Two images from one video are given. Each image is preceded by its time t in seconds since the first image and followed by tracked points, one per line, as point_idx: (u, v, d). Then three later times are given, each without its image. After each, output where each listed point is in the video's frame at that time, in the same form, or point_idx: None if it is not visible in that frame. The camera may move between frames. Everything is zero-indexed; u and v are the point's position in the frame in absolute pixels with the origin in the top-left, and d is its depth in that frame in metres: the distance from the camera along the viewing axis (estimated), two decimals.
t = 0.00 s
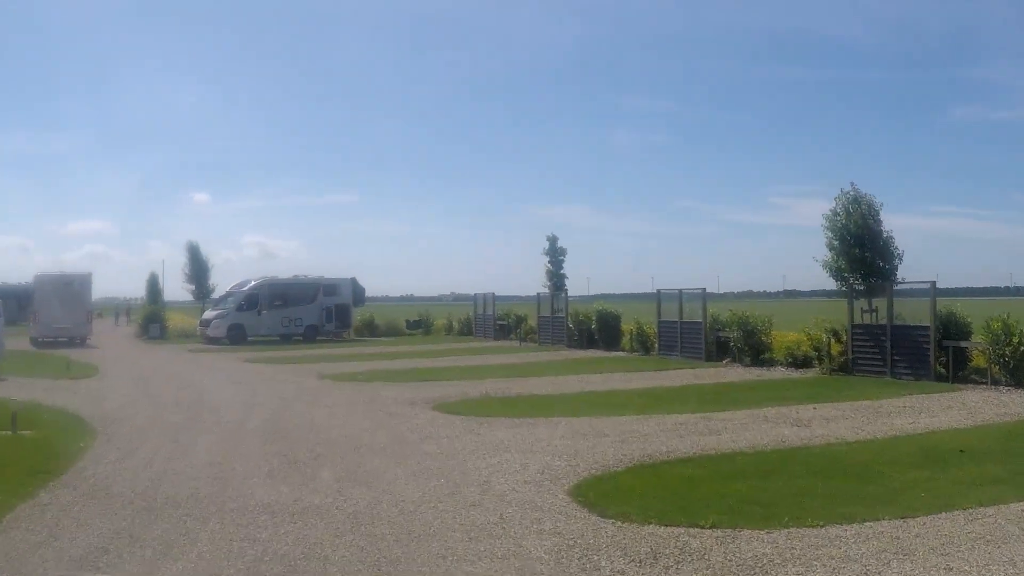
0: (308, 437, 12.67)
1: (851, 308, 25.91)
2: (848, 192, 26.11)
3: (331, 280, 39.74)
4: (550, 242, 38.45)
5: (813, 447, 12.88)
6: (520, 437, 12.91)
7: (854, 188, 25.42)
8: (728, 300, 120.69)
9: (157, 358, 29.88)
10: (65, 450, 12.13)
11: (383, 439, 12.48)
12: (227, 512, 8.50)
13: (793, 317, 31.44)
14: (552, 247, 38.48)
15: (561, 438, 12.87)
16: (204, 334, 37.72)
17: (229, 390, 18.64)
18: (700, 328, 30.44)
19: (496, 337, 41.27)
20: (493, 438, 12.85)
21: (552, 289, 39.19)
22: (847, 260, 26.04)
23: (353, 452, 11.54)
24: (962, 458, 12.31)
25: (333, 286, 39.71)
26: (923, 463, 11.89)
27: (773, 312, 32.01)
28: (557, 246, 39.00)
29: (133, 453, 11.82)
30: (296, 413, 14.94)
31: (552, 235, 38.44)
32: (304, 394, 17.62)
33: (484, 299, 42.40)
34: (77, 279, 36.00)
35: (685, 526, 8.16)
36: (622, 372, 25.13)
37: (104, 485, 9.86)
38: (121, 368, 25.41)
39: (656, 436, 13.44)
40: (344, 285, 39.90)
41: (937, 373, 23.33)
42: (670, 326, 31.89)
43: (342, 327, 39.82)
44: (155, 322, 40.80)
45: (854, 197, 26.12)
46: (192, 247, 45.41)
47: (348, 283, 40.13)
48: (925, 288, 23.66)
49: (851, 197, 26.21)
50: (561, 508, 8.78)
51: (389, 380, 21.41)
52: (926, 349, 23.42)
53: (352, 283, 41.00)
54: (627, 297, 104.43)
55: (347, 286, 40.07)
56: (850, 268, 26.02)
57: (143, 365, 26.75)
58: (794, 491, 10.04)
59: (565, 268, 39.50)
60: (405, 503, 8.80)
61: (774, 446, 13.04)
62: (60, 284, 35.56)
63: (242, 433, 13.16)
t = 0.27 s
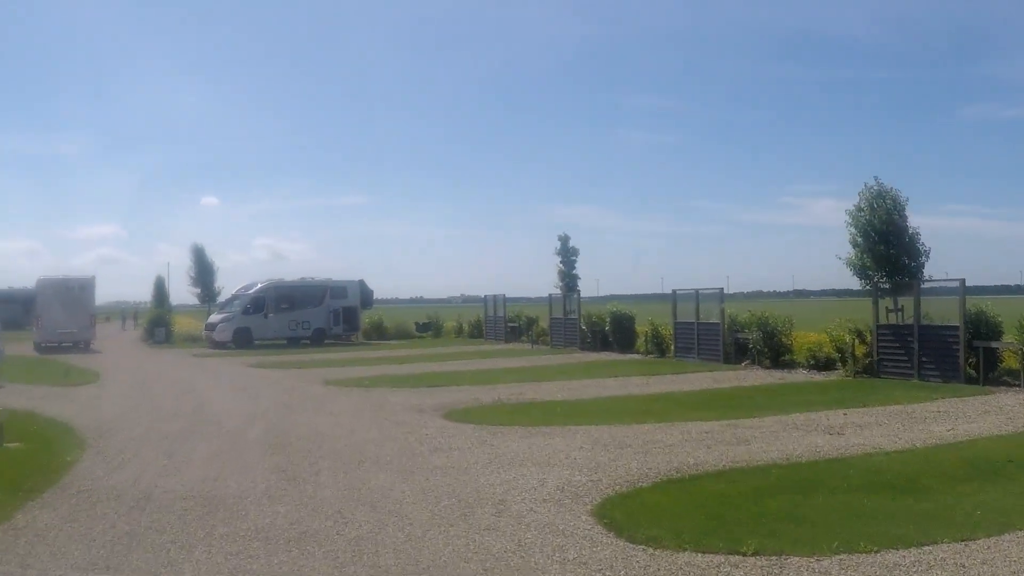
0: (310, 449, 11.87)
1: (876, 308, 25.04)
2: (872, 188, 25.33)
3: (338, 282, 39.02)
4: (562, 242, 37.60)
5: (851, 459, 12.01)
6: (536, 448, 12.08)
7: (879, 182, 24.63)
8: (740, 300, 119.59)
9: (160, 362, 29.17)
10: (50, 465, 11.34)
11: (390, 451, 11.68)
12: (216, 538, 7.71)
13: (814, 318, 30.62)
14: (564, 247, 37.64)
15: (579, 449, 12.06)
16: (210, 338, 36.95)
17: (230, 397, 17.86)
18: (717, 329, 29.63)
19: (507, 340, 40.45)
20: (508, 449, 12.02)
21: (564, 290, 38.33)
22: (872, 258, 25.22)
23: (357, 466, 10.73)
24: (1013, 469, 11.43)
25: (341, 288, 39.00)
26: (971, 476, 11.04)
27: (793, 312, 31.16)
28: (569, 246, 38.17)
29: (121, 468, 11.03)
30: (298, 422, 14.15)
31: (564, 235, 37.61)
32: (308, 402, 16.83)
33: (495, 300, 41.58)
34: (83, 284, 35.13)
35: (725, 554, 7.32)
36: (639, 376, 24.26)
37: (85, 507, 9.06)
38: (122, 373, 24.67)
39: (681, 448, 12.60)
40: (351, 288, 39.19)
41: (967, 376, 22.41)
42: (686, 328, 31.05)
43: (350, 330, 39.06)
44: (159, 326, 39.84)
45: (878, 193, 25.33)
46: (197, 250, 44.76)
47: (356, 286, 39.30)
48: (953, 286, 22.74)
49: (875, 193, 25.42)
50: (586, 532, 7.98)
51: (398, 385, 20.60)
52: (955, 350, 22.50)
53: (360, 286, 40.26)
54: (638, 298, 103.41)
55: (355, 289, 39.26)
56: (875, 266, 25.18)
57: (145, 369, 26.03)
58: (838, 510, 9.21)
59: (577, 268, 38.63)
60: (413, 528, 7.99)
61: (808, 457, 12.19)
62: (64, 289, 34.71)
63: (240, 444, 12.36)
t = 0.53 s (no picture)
0: (313, 456, 10.97)
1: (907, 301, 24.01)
2: (904, 176, 24.28)
3: (349, 276, 38.03)
4: (578, 235, 36.56)
5: (901, 467, 11.02)
6: (558, 456, 11.13)
7: (911, 170, 23.59)
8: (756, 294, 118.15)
9: (165, 360, 28.37)
10: (31, 476, 10.43)
11: (399, 458, 10.74)
12: (201, 565, 6.78)
13: (841, 312, 29.67)
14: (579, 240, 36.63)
15: (604, 457, 11.11)
16: (218, 334, 36.15)
17: (232, 398, 16.97)
18: (740, 324, 28.76)
19: (521, 335, 39.50)
20: (527, 456, 11.06)
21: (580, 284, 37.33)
22: (903, 248, 24.19)
23: (363, 476, 9.79)
24: None
25: (351, 283, 38.02)
26: None
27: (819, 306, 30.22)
28: (585, 239, 37.15)
29: (107, 478, 10.10)
30: (302, 425, 13.23)
31: (579, 227, 36.57)
32: (314, 402, 15.92)
33: (508, 295, 40.62)
34: (88, 280, 33.54)
35: None
36: (661, 373, 23.24)
37: (61, 525, 8.13)
38: (124, 371, 23.84)
39: (715, 455, 11.62)
40: (362, 282, 38.18)
41: (1005, 373, 21.32)
42: (708, 323, 30.11)
43: (361, 326, 38.16)
44: (167, 322, 38.94)
45: (910, 181, 24.27)
46: (204, 245, 43.99)
47: (367, 282, 38.34)
48: (991, 279, 21.64)
49: (908, 181, 24.37)
50: (621, 559, 7.04)
51: (409, 383, 19.65)
52: (993, 346, 21.41)
53: (371, 280, 39.30)
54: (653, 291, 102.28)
55: (366, 285, 38.31)
56: (907, 257, 24.15)
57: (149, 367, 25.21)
58: (900, 528, 8.24)
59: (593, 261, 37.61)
60: (424, 552, 7.07)
61: (855, 466, 11.19)
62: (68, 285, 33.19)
63: (237, 451, 11.43)
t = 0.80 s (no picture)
0: (318, 468, 10.16)
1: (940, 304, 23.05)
2: (936, 173, 23.34)
3: (360, 276, 37.26)
4: (593, 235, 35.67)
5: (954, 487, 10.13)
6: (582, 471, 10.30)
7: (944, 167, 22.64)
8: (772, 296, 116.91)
9: (171, 360, 27.67)
10: (12, 488, 9.66)
11: (409, 472, 9.93)
12: None
13: (867, 316, 28.78)
14: (595, 239, 35.73)
15: (631, 472, 10.26)
16: (225, 335, 35.42)
17: (235, 402, 16.19)
18: (762, 327, 27.88)
19: (535, 337, 38.66)
20: (548, 471, 10.22)
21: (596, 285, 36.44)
22: (936, 249, 23.23)
23: (370, 492, 8.97)
24: None
25: (362, 282, 37.25)
26: None
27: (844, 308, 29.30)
28: (601, 238, 36.27)
29: (92, 493, 9.32)
30: (306, 433, 12.45)
31: (595, 226, 35.66)
32: (320, 407, 15.14)
33: (522, 295, 39.77)
34: (92, 278, 32.64)
35: None
36: (682, 378, 22.36)
37: (34, 549, 7.34)
38: (127, 372, 23.11)
39: (749, 471, 10.78)
40: (373, 282, 37.39)
41: None
42: (729, 325, 29.23)
43: (372, 327, 37.38)
44: (175, 322, 38.30)
45: (943, 178, 23.33)
46: (213, 244, 43.32)
47: (378, 281, 37.56)
48: None
49: (940, 179, 23.42)
50: None
51: (421, 388, 18.84)
52: None
53: (381, 280, 38.52)
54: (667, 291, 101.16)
55: (377, 284, 37.54)
56: (939, 258, 23.18)
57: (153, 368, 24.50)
58: (969, 560, 7.38)
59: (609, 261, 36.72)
60: None
61: (903, 485, 10.31)
62: (72, 284, 32.29)
63: (236, 461, 10.64)
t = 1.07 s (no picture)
0: (321, 481, 9.36)
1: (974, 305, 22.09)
2: (968, 169, 22.41)
3: (370, 275, 36.52)
4: (609, 233, 34.81)
5: (1016, 506, 9.25)
6: (608, 486, 9.47)
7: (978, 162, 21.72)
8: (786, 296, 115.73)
9: (175, 360, 26.96)
10: None
11: (420, 486, 9.13)
12: None
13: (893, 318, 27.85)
14: (610, 238, 34.90)
15: (661, 487, 9.42)
16: (233, 334, 34.69)
17: (237, 404, 15.42)
18: (785, 329, 27.01)
19: (549, 338, 37.84)
20: (571, 485, 9.41)
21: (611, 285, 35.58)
22: (969, 248, 22.28)
23: (378, 510, 8.17)
24: None
25: (372, 281, 36.51)
26: None
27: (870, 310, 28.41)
28: (617, 237, 35.42)
29: (74, 508, 8.54)
30: (310, 440, 11.66)
31: (610, 225, 34.80)
32: (327, 411, 14.36)
33: (536, 295, 38.94)
34: (98, 276, 31.94)
35: None
36: (704, 381, 21.48)
37: None
38: (129, 372, 22.38)
39: (788, 487, 9.94)
40: (383, 280, 36.65)
41: None
42: (750, 327, 28.37)
43: (382, 326, 36.63)
44: (182, 321, 37.59)
45: (976, 175, 22.40)
46: (220, 242, 42.69)
47: (388, 280, 36.80)
48: None
49: (972, 175, 22.49)
50: None
51: (432, 390, 18.04)
52: None
53: (392, 278, 37.78)
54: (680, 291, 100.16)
55: (388, 283, 36.77)
56: (973, 258, 22.23)
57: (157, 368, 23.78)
58: None
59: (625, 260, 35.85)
60: None
61: (960, 504, 9.43)
62: (77, 282, 31.59)
63: (233, 471, 9.87)
